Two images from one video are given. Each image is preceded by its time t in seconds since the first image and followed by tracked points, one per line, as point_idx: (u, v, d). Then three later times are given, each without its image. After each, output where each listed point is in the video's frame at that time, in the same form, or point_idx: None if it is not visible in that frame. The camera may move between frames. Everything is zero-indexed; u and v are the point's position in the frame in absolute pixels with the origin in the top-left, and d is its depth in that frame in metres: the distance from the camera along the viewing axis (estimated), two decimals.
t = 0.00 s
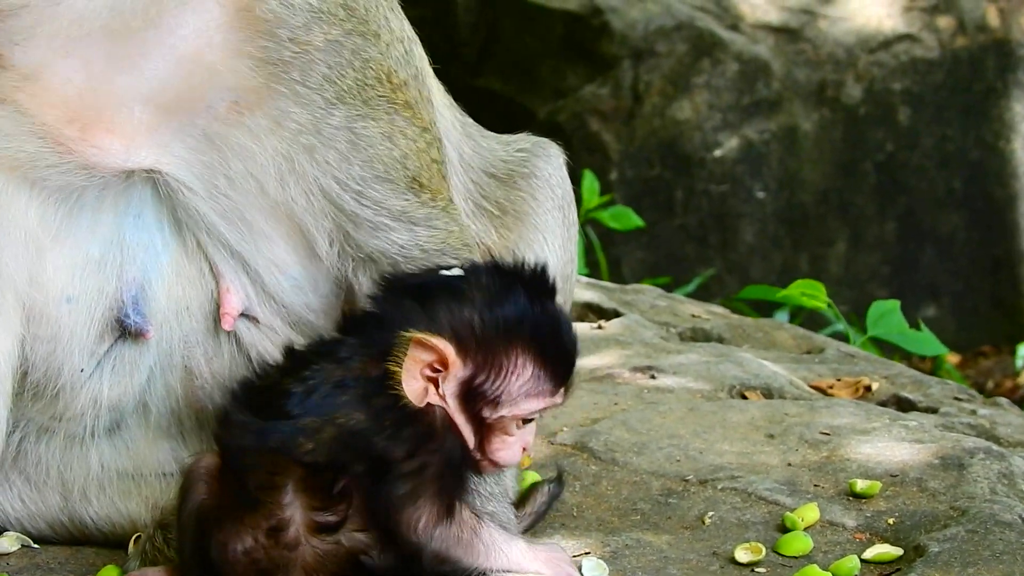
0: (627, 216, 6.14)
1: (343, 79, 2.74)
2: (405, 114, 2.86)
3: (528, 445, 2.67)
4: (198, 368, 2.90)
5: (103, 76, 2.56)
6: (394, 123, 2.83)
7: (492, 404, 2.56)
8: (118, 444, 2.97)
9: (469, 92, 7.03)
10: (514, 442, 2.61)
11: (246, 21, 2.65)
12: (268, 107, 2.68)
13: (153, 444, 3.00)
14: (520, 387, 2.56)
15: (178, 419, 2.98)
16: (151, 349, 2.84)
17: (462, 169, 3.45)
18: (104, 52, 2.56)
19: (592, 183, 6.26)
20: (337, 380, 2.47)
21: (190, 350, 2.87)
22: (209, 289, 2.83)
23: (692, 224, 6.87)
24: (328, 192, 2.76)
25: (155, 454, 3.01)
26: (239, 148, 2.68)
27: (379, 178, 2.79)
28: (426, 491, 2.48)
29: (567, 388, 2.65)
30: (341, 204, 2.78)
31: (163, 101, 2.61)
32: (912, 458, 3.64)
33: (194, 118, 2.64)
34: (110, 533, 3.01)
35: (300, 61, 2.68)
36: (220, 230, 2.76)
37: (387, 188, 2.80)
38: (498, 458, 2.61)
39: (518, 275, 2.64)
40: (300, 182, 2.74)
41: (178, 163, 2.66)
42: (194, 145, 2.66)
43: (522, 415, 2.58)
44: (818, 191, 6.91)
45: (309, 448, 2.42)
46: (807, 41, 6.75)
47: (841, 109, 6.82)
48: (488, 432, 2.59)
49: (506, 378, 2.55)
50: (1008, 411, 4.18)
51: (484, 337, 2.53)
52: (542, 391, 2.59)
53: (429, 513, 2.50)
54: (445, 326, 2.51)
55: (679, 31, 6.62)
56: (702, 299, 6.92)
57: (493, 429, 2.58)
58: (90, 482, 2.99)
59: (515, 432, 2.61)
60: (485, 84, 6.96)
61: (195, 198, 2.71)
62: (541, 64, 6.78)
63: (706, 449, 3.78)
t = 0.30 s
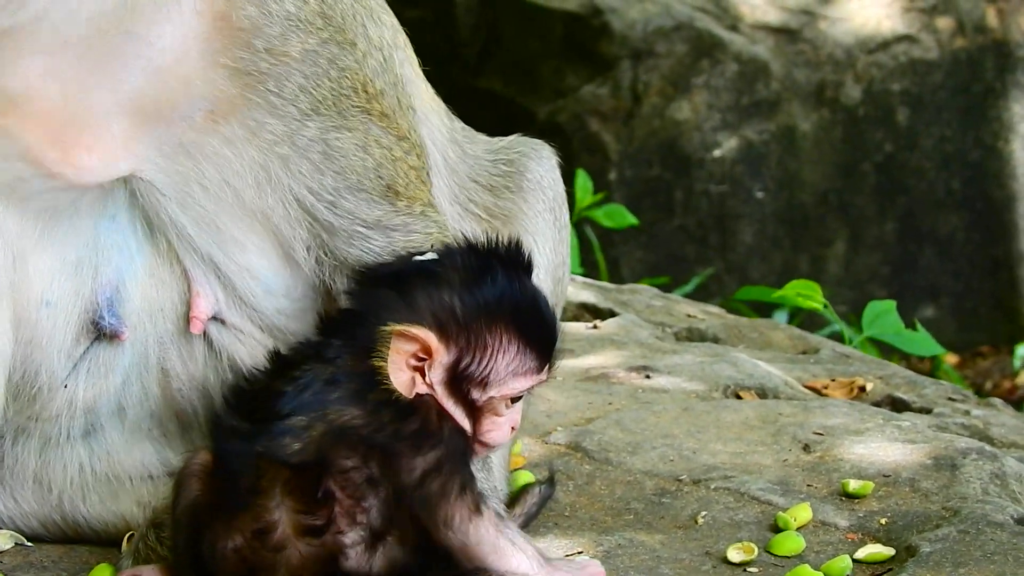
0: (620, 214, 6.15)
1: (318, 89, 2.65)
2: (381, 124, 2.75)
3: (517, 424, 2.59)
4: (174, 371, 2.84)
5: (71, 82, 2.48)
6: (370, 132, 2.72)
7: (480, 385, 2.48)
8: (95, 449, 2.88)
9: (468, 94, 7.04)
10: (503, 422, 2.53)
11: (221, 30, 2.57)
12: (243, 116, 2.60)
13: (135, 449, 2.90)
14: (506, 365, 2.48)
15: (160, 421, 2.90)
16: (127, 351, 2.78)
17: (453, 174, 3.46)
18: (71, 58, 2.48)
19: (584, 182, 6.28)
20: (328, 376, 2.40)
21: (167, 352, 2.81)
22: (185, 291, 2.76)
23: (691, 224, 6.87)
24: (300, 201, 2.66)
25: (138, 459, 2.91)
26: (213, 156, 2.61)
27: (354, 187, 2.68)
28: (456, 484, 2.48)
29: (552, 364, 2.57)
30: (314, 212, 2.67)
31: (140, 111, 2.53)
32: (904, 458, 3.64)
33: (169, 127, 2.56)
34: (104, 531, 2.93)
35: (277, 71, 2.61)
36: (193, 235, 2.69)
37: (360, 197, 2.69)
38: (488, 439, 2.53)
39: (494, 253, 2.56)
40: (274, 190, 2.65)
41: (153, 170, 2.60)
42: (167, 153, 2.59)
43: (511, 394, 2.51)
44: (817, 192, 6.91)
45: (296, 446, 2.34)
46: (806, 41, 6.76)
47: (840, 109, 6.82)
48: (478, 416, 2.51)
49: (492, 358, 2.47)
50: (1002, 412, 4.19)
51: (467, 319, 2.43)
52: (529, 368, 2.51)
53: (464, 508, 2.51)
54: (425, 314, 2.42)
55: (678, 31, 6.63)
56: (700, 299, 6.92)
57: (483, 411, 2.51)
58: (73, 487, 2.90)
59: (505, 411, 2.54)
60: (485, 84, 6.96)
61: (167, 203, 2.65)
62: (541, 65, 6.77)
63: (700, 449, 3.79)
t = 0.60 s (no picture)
0: (610, 217, 6.14)
1: (347, 100, 2.86)
2: (394, 132, 2.97)
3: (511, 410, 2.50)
4: (171, 362, 2.92)
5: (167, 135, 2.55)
6: (388, 139, 2.94)
7: (472, 373, 2.38)
8: (89, 439, 2.93)
9: (458, 94, 7.11)
10: (499, 408, 2.44)
11: (263, 48, 2.74)
12: (279, 129, 2.77)
13: (129, 439, 2.96)
14: (496, 352, 2.39)
15: (156, 412, 2.96)
16: (126, 349, 2.86)
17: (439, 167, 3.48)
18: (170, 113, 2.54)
19: (575, 184, 6.28)
20: (319, 377, 2.29)
21: (166, 345, 2.90)
22: (187, 287, 2.86)
23: (681, 225, 6.85)
24: (317, 206, 2.85)
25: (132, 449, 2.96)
26: (245, 169, 2.77)
27: (369, 191, 2.89)
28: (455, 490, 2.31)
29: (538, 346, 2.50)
30: (329, 217, 2.87)
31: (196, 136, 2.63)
32: (891, 458, 3.64)
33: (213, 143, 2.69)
34: (89, 534, 2.90)
35: (315, 85, 2.81)
36: (209, 242, 2.82)
37: (374, 200, 2.89)
38: (484, 427, 2.42)
39: (468, 243, 2.46)
40: (297, 198, 2.84)
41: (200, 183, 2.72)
42: (200, 167, 2.70)
43: (503, 379, 2.42)
44: (807, 192, 6.90)
45: (276, 443, 2.18)
46: (794, 42, 6.77)
47: (829, 110, 6.82)
48: (472, 406, 2.40)
49: (481, 345, 2.36)
50: (989, 411, 4.20)
51: (451, 309, 2.32)
52: (518, 352, 2.43)
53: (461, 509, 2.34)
54: (410, 310, 2.31)
55: (667, 33, 6.62)
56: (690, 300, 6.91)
57: (478, 401, 2.40)
58: (60, 481, 2.92)
59: (499, 398, 2.44)
60: (475, 85, 7.02)
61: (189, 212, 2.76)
62: (531, 67, 6.81)
63: (686, 450, 3.78)
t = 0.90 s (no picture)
0: (591, 217, 6.11)
1: (409, 100, 2.92)
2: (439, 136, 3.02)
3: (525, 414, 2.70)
4: (216, 362, 2.86)
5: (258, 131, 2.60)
6: (439, 142, 3.02)
7: (505, 380, 2.56)
8: (132, 431, 2.95)
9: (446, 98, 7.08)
10: (522, 414, 2.62)
11: (333, 45, 2.79)
12: (337, 127, 2.81)
13: (161, 434, 2.95)
14: (526, 358, 2.59)
15: (193, 409, 2.94)
16: (169, 347, 2.83)
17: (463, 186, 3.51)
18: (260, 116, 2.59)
19: (555, 186, 6.25)
20: (330, 377, 2.37)
21: (211, 345, 2.84)
22: (237, 288, 2.82)
23: (668, 227, 6.84)
24: (370, 202, 2.89)
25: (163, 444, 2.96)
26: (303, 171, 2.79)
27: (417, 189, 2.94)
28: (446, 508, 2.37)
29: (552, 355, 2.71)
30: (379, 215, 2.90)
31: (265, 137, 2.64)
32: (877, 460, 3.63)
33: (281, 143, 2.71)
34: (79, 536, 2.86)
35: (381, 84, 2.87)
36: (267, 238, 2.80)
37: (421, 199, 2.95)
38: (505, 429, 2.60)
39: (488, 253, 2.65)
40: (351, 197, 2.87)
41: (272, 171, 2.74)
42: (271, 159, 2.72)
43: (528, 387, 2.62)
44: (793, 194, 6.90)
45: (271, 434, 2.25)
46: (780, 44, 6.78)
47: (815, 111, 6.82)
48: (500, 412, 2.58)
49: (515, 353, 2.56)
50: (975, 412, 4.19)
51: (488, 318, 2.50)
52: (540, 360, 2.63)
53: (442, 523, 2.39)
54: (449, 322, 2.45)
55: (653, 35, 6.62)
56: (678, 302, 6.90)
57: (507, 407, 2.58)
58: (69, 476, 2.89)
59: (522, 404, 2.64)
60: (461, 89, 7.00)
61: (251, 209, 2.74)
62: (517, 70, 6.80)
63: (671, 452, 3.77)
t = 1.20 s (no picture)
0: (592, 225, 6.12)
1: (419, 92, 2.88)
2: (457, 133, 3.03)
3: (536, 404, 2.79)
4: (238, 362, 2.88)
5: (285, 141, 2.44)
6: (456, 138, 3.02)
7: (529, 370, 2.65)
8: (151, 434, 2.96)
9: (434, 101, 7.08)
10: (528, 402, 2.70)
11: (364, 40, 2.67)
12: (372, 120, 2.77)
13: (177, 434, 2.97)
14: (546, 348, 2.68)
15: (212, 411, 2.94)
16: (196, 350, 2.83)
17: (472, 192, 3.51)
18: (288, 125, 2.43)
19: (558, 193, 6.24)
20: (352, 375, 2.47)
21: (235, 346, 2.86)
22: (259, 286, 2.84)
23: (656, 231, 6.84)
24: (382, 199, 2.86)
25: (177, 444, 2.98)
26: (333, 162, 2.74)
27: (439, 184, 2.94)
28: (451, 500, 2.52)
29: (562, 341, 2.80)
30: (389, 211, 2.87)
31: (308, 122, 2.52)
32: (865, 464, 3.62)
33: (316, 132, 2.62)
34: (67, 543, 2.86)
35: (410, 74, 2.85)
36: (286, 237, 2.80)
37: (439, 195, 2.94)
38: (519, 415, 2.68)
39: (502, 247, 2.73)
40: (380, 189, 2.85)
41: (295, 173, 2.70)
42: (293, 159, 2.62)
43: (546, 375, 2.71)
44: (781, 197, 6.89)
45: (288, 432, 2.33)
46: (768, 47, 6.77)
47: (804, 115, 6.82)
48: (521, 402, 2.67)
49: (538, 343, 2.65)
50: (964, 416, 4.19)
51: (520, 307, 2.60)
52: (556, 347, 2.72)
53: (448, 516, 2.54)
54: (480, 313, 2.55)
55: (641, 38, 6.62)
56: (666, 305, 6.89)
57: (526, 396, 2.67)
58: (56, 482, 2.86)
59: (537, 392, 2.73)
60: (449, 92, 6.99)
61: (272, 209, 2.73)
62: (504, 74, 6.74)
63: (660, 456, 3.76)
